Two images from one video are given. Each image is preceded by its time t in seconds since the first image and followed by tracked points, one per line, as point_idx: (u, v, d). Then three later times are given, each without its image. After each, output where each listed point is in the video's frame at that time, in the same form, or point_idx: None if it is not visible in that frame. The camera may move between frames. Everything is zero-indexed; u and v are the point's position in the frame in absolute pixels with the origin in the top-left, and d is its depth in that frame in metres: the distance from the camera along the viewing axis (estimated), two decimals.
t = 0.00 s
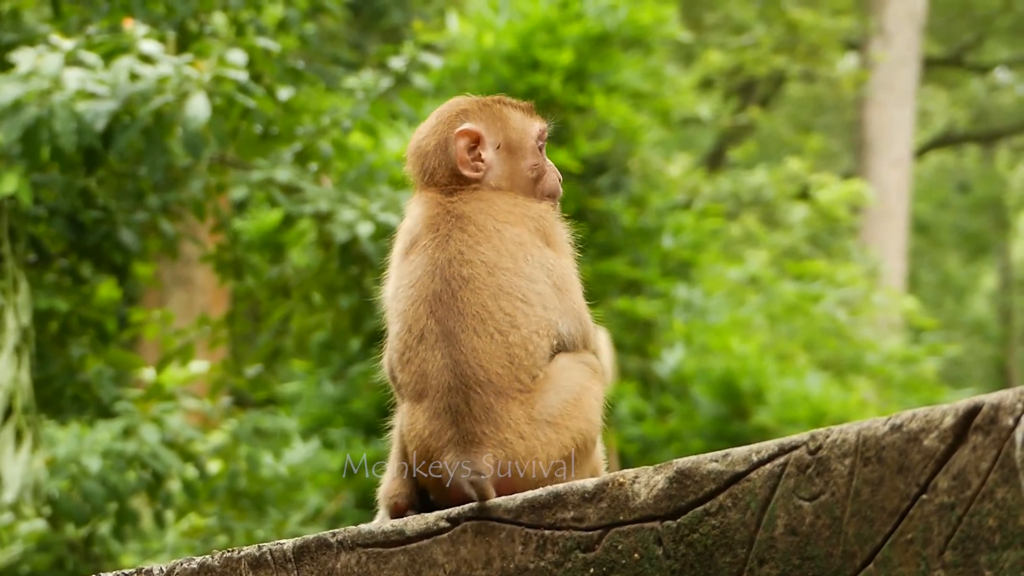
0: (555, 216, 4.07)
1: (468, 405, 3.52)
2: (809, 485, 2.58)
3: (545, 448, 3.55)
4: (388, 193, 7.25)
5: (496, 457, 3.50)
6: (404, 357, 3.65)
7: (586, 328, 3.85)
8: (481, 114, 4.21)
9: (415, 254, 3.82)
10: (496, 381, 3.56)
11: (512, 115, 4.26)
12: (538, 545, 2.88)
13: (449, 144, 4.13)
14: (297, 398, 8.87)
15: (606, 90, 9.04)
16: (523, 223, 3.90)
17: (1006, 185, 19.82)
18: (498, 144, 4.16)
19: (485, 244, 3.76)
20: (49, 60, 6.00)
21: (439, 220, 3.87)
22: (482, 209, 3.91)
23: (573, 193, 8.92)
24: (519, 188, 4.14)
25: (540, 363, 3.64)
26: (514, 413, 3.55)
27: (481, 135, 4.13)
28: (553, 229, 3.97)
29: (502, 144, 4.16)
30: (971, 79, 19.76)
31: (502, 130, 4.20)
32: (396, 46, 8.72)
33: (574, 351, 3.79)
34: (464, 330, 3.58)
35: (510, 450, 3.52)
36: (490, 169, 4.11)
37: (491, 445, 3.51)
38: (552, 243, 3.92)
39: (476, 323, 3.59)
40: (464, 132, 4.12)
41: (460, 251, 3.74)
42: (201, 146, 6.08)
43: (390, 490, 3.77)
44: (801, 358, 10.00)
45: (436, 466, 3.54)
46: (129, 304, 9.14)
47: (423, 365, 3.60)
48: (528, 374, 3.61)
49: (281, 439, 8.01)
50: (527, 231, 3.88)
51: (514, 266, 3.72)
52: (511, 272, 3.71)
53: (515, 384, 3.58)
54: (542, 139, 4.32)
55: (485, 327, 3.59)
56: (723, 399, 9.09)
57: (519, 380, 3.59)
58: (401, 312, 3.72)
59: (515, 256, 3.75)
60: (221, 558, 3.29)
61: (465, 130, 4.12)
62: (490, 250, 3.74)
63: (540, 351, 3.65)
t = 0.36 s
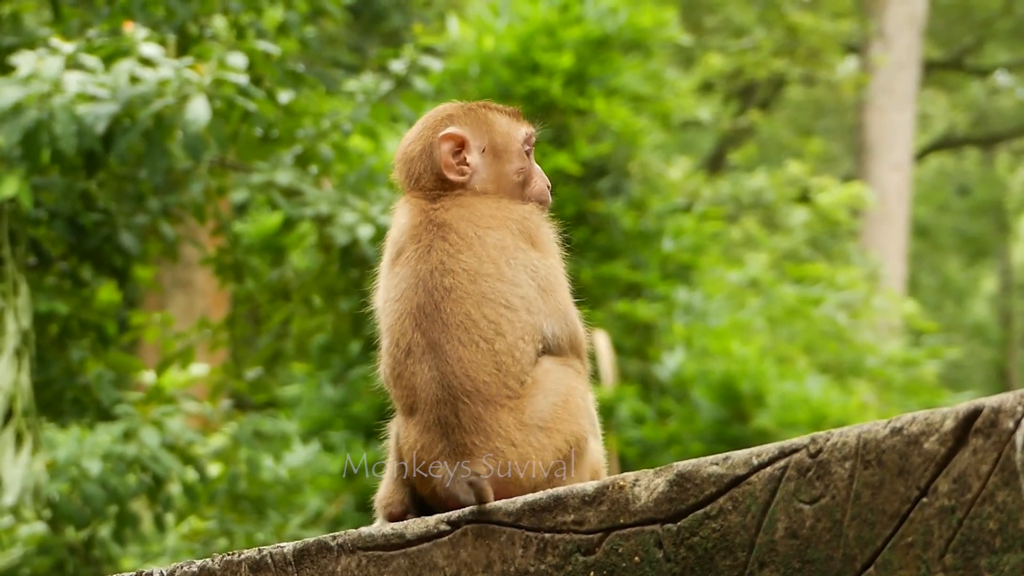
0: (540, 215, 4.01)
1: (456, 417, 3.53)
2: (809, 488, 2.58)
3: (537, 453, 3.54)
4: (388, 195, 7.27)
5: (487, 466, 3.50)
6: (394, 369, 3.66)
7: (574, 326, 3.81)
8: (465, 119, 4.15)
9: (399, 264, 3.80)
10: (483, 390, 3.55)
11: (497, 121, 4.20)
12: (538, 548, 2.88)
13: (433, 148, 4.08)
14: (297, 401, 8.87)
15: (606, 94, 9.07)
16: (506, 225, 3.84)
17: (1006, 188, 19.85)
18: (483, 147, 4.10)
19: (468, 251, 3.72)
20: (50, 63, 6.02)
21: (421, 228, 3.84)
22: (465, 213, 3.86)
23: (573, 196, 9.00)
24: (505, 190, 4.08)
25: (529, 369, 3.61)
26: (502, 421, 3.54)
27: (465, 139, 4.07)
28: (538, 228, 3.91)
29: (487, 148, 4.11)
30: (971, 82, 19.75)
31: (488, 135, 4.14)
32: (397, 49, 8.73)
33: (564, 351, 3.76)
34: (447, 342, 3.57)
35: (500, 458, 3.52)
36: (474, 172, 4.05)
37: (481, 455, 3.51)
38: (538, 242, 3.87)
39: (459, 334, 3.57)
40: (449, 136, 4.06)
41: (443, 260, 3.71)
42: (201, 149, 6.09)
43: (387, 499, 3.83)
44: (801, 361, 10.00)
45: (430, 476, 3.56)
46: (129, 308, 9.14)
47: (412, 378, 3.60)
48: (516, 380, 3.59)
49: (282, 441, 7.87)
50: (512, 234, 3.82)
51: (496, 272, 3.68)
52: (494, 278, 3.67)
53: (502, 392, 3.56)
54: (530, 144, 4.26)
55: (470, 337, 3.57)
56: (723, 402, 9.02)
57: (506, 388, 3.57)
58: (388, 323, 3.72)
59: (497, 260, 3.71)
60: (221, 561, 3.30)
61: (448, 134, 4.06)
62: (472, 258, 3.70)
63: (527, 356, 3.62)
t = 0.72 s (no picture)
0: (527, 213, 3.98)
1: (443, 413, 3.53)
2: (810, 490, 2.57)
3: (529, 450, 3.51)
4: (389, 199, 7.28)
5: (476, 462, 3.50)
6: (383, 371, 3.67)
7: (560, 321, 3.78)
8: (457, 120, 4.12)
9: (384, 267, 3.80)
10: (467, 386, 3.54)
11: (491, 123, 4.16)
12: (538, 550, 2.88)
13: (424, 150, 4.07)
14: (297, 405, 8.86)
15: (606, 97, 9.03)
16: (483, 220, 3.84)
17: (1007, 193, 19.91)
18: (474, 149, 4.07)
19: (448, 251, 3.72)
20: (51, 67, 6.05)
21: (404, 229, 3.83)
22: (449, 213, 3.86)
23: (573, 200, 8.96)
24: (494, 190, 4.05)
25: (514, 364, 3.61)
26: (489, 416, 3.53)
27: (455, 139, 4.05)
28: (523, 223, 3.89)
29: (479, 150, 4.08)
30: (971, 85, 19.75)
31: (480, 136, 4.10)
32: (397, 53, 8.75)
33: (552, 345, 3.74)
34: (430, 340, 3.58)
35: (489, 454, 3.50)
36: (462, 172, 4.03)
37: (469, 452, 3.51)
38: (522, 237, 3.85)
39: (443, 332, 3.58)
40: (439, 138, 4.04)
41: (425, 260, 3.71)
42: (202, 153, 6.11)
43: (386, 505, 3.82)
44: (801, 364, 10.00)
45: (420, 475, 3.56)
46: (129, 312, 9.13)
47: (400, 378, 3.62)
48: (502, 375, 3.58)
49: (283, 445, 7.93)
50: (493, 231, 3.81)
51: (479, 269, 3.69)
52: (477, 275, 3.68)
53: (487, 387, 3.56)
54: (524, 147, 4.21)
55: (453, 333, 3.58)
56: (724, 406, 9.04)
57: (492, 382, 3.56)
58: (375, 325, 3.73)
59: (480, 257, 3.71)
60: (221, 564, 3.31)
61: (440, 136, 4.04)
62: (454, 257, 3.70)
63: (513, 350, 3.61)
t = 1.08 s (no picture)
0: (525, 213, 3.94)
1: (449, 421, 3.54)
2: (811, 492, 2.57)
3: (535, 455, 3.52)
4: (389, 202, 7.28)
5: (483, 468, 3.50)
6: (385, 378, 3.67)
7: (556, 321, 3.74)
8: (452, 121, 4.10)
9: (380, 272, 3.78)
10: (470, 393, 3.54)
11: (487, 124, 4.14)
12: (539, 553, 2.88)
13: (418, 149, 4.04)
14: (297, 407, 8.86)
15: (606, 99, 9.03)
16: (484, 226, 3.78)
17: (1008, 195, 19.91)
18: (469, 149, 4.04)
19: (437, 257, 3.68)
20: (51, 70, 6.04)
21: (400, 234, 3.80)
22: (444, 215, 3.83)
23: (574, 202, 8.99)
24: (490, 190, 4.02)
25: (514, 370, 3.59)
26: (494, 422, 3.53)
27: (450, 140, 4.02)
28: (521, 225, 3.85)
29: (473, 150, 4.05)
30: (971, 87, 19.77)
31: (475, 136, 4.07)
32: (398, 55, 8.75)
33: (553, 344, 3.73)
34: (430, 347, 3.56)
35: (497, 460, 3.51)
36: (458, 174, 4.00)
37: (476, 458, 3.51)
38: (521, 237, 3.82)
39: (441, 338, 3.56)
40: (434, 137, 4.02)
41: (422, 265, 3.68)
42: (202, 156, 6.10)
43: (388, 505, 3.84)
44: (802, 366, 10.01)
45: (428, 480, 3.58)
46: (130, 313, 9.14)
47: (401, 386, 3.61)
48: (504, 380, 3.57)
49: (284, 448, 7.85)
50: (482, 233, 3.75)
51: (474, 272, 3.65)
52: (473, 279, 3.64)
53: (491, 394, 3.55)
54: (522, 150, 4.17)
55: (450, 341, 3.55)
56: (725, 408, 9.07)
57: (496, 388, 3.56)
58: (375, 332, 3.71)
59: (475, 259, 3.67)
60: (223, 566, 3.31)
61: (433, 134, 4.02)
62: (450, 260, 3.67)
63: (513, 355, 3.61)
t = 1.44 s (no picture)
0: (539, 219, 3.94)
1: (446, 419, 3.53)
2: (811, 492, 2.58)
3: (531, 455, 3.52)
4: (390, 203, 7.30)
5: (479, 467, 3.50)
6: (389, 376, 3.68)
7: (563, 328, 3.75)
8: (472, 122, 4.11)
9: (395, 268, 3.80)
10: (472, 394, 3.54)
11: (505, 127, 4.15)
12: (540, 553, 2.89)
13: (437, 149, 4.05)
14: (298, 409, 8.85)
15: (607, 101, 9.03)
16: (495, 230, 3.78)
17: (1008, 196, 19.89)
18: (487, 152, 4.06)
19: (451, 258, 3.69)
20: (52, 72, 6.05)
21: (416, 233, 3.82)
22: (457, 216, 3.84)
23: (576, 203, 9.01)
24: (503, 195, 4.04)
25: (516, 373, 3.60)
26: (493, 423, 3.53)
27: (470, 142, 4.03)
28: (533, 230, 3.85)
29: (491, 153, 4.06)
30: (971, 88, 19.74)
31: (493, 140, 4.09)
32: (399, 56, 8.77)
33: (559, 350, 3.74)
34: (436, 347, 3.57)
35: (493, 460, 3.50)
36: (474, 177, 4.01)
37: (471, 456, 3.51)
38: (540, 245, 3.83)
39: (447, 339, 3.57)
40: (453, 138, 4.03)
41: (433, 266, 3.69)
42: (203, 157, 6.10)
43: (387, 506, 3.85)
44: (802, 367, 10.02)
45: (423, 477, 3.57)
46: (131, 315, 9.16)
47: (404, 384, 3.62)
48: (505, 382, 3.58)
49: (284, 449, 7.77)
50: (498, 237, 3.77)
51: (484, 275, 3.66)
52: (482, 282, 3.65)
53: (493, 395, 3.55)
54: (539, 153, 4.19)
55: (456, 340, 3.56)
56: (726, 409, 9.09)
57: (497, 390, 3.56)
58: (384, 329, 3.73)
59: (489, 262, 3.69)
60: (223, 567, 3.32)
61: (454, 136, 4.03)
62: (461, 262, 3.68)
63: (517, 358, 3.61)
